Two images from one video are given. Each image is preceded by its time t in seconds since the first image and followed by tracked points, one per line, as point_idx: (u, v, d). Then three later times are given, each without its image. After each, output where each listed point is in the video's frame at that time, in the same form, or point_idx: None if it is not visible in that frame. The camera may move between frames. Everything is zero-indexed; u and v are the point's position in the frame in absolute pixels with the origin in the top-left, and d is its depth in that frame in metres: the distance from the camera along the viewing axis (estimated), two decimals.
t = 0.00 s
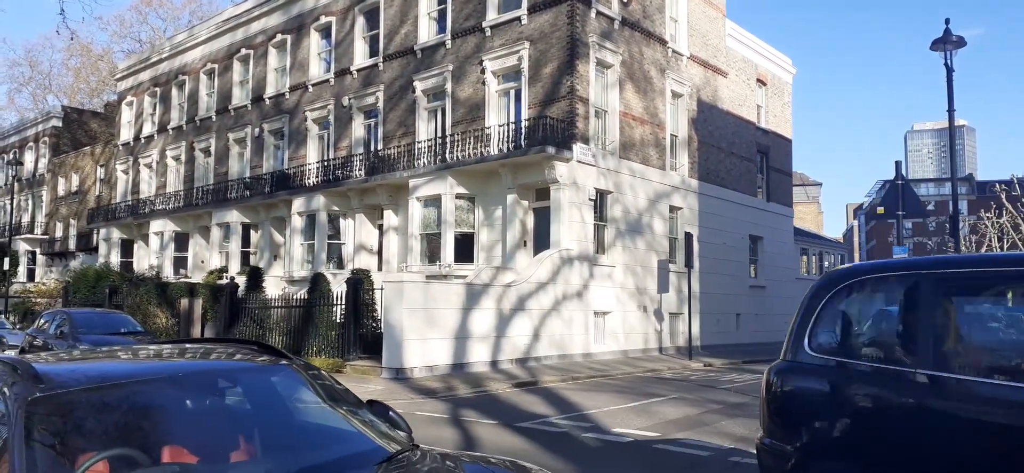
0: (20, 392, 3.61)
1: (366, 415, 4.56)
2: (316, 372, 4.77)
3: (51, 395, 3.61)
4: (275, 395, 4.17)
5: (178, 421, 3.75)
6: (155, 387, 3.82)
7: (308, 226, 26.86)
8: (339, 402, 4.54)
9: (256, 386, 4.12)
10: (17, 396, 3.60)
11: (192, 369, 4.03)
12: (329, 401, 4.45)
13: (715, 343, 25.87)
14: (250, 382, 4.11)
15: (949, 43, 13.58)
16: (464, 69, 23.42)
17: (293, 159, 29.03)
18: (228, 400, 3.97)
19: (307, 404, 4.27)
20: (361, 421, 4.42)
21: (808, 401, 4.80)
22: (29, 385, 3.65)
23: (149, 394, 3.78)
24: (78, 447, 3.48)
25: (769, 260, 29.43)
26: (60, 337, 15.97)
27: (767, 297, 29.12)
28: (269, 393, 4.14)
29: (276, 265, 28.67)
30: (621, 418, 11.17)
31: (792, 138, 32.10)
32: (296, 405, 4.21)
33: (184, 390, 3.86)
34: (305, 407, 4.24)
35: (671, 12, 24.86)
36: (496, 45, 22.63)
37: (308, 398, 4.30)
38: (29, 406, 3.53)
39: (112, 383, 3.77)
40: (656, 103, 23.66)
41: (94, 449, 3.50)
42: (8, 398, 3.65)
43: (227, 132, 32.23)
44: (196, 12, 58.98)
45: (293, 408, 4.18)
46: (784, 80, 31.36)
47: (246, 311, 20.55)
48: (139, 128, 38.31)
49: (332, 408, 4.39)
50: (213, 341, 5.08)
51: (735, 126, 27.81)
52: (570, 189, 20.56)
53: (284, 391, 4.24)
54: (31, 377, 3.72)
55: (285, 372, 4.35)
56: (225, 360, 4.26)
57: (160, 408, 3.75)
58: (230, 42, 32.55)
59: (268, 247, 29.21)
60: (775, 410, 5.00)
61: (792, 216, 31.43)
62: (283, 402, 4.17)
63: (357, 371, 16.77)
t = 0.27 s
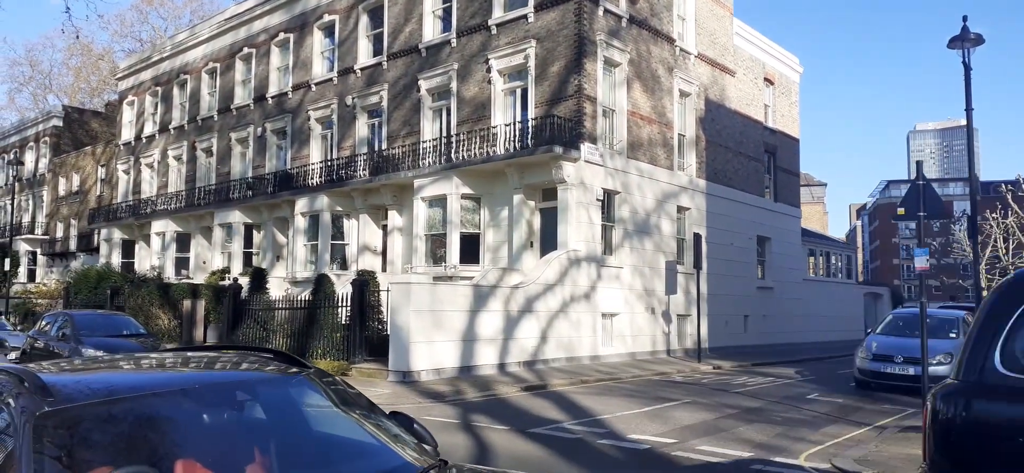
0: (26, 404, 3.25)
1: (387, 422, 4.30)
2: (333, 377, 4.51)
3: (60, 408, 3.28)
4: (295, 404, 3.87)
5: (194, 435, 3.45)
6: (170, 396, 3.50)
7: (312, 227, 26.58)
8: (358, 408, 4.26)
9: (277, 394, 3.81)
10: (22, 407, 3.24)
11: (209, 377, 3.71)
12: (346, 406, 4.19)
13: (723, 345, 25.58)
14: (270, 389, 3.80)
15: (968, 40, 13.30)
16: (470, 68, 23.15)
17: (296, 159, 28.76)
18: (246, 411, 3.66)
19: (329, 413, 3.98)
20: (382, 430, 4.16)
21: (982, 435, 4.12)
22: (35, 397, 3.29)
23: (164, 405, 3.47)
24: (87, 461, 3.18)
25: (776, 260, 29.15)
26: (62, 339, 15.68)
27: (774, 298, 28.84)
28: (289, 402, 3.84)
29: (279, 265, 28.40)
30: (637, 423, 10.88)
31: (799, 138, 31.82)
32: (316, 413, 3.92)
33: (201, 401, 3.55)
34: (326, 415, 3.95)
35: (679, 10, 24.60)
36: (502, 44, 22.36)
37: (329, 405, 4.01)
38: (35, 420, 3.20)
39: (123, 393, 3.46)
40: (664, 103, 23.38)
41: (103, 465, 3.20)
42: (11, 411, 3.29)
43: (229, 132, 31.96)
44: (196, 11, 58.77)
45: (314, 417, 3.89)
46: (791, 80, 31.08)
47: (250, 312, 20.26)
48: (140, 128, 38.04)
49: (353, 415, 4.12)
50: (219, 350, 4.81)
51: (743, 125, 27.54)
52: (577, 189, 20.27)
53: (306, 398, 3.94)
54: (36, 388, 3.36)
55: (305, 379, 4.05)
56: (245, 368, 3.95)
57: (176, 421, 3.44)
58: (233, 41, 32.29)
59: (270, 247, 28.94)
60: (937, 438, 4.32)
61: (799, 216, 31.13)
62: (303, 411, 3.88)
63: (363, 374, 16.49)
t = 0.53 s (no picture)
0: (37, 408, 3.12)
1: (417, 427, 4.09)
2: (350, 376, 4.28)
3: (75, 415, 3.09)
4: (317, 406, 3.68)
5: (214, 442, 3.27)
6: (188, 401, 3.31)
7: (316, 226, 26.41)
8: (380, 407, 4.05)
9: (299, 398, 3.63)
10: (34, 412, 3.10)
11: (227, 380, 3.53)
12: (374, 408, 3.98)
13: (729, 345, 25.43)
14: (291, 392, 3.63)
15: (984, 37, 13.14)
16: (475, 66, 22.99)
17: (299, 158, 28.62)
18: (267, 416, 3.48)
19: (353, 413, 3.78)
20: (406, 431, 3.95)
21: None
22: (48, 400, 3.15)
23: (183, 411, 3.28)
24: (97, 466, 2.99)
25: (783, 260, 28.99)
26: (65, 339, 15.54)
27: (780, 298, 28.68)
28: (311, 406, 3.66)
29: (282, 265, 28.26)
30: (650, 425, 10.73)
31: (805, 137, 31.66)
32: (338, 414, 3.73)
33: (221, 406, 3.36)
34: (354, 420, 3.74)
35: (685, 9, 24.43)
36: (508, 42, 22.19)
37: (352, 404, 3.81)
38: (50, 428, 3.03)
39: (137, 399, 3.25)
40: (671, 101, 23.22)
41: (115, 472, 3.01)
42: (23, 417, 3.15)
43: (232, 131, 31.81)
44: (198, 11, 58.67)
45: (337, 419, 3.70)
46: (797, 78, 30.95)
47: (254, 312, 20.11)
48: (142, 127, 37.89)
49: (374, 414, 3.89)
50: (225, 352, 4.59)
51: (749, 125, 27.38)
52: (584, 188, 20.10)
53: (329, 399, 3.74)
54: (48, 393, 3.22)
55: (326, 379, 3.87)
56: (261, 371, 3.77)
57: (195, 428, 3.26)
58: (235, 40, 32.13)
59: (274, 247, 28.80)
60: None
61: (805, 216, 30.97)
62: (327, 415, 3.69)
63: (369, 374, 16.33)
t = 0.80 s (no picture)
0: (49, 409, 3.02)
1: (440, 431, 3.94)
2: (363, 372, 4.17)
3: (91, 418, 2.95)
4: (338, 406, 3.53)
5: (236, 446, 3.12)
6: (207, 402, 3.16)
7: (320, 226, 26.27)
8: (396, 402, 3.94)
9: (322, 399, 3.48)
10: (45, 415, 3.00)
11: (246, 380, 3.39)
12: (397, 410, 3.83)
13: (736, 345, 25.29)
14: (314, 394, 3.47)
15: (999, 34, 12.98)
16: (480, 65, 22.86)
17: (303, 158, 28.50)
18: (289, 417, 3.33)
19: (374, 411, 3.65)
20: (424, 427, 3.86)
21: None
22: (59, 401, 3.03)
23: (203, 413, 3.12)
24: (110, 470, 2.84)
25: (789, 260, 28.84)
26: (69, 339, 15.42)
27: (786, 298, 28.53)
28: (335, 409, 3.50)
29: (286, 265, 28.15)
30: (664, 427, 10.59)
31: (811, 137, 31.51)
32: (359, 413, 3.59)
33: (242, 407, 3.21)
34: (377, 423, 3.60)
35: (692, 7, 24.29)
36: (514, 40, 22.06)
37: (371, 402, 3.68)
38: (63, 432, 2.89)
39: (156, 400, 3.11)
40: (677, 100, 23.08)
41: None
42: (34, 418, 3.05)
43: (236, 130, 31.69)
44: (199, 10, 58.59)
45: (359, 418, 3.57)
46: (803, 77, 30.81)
47: (259, 312, 19.99)
48: (145, 126, 37.80)
49: (391, 410, 3.78)
50: (228, 352, 4.44)
51: (756, 124, 27.24)
52: (591, 187, 19.95)
53: (351, 399, 3.60)
54: (59, 394, 3.09)
55: (350, 380, 3.71)
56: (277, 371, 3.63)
57: (216, 430, 3.11)
58: (239, 39, 32.01)
59: (278, 247, 28.68)
60: None
61: (810, 216, 30.81)
62: (350, 415, 3.54)
63: (376, 375, 16.19)
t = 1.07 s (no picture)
0: (65, 416, 2.81)
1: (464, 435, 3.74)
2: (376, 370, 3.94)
3: (112, 427, 2.72)
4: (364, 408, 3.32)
5: (264, 456, 2.89)
6: (233, 412, 2.94)
7: (324, 225, 26.04)
8: (412, 396, 3.71)
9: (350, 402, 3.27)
10: (63, 423, 2.78)
11: (267, 388, 3.15)
12: (419, 415, 3.62)
13: (743, 345, 25.05)
14: (342, 401, 3.25)
15: (1018, 29, 12.75)
16: (486, 62, 22.63)
17: (306, 156, 28.28)
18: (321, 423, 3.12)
19: (400, 416, 3.45)
20: (447, 427, 3.65)
21: None
22: (75, 408, 2.82)
23: (226, 422, 2.90)
24: None
25: (796, 259, 28.62)
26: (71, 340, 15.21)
27: (793, 297, 28.31)
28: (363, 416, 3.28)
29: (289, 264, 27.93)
30: (680, 429, 10.35)
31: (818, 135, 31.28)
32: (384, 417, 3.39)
33: (271, 416, 3.00)
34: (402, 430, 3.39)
35: (699, 4, 24.06)
36: (520, 37, 21.83)
37: (393, 402, 3.47)
38: (84, 442, 2.67)
39: (179, 409, 2.88)
40: (685, 97, 22.85)
41: None
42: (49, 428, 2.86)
43: (238, 129, 31.47)
44: (200, 9, 58.39)
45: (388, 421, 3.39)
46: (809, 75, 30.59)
47: (263, 312, 19.76)
48: (146, 125, 37.58)
49: (411, 408, 3.56)
50: (233, 358, 4.19)
51: (763, 122, 27.02)
52: (599, 185, 19.72)
53: (377, 403, 3.39)
54: (78, 401, 2.87)
55: (375, 387, 3.50)
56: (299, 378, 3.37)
57: (244, 441, 2.90)
58: (241, 36, 31.78)
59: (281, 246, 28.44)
60: None
61: (817, 214, 30.59)
62: (377, 420, 3.34)
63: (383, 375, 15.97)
